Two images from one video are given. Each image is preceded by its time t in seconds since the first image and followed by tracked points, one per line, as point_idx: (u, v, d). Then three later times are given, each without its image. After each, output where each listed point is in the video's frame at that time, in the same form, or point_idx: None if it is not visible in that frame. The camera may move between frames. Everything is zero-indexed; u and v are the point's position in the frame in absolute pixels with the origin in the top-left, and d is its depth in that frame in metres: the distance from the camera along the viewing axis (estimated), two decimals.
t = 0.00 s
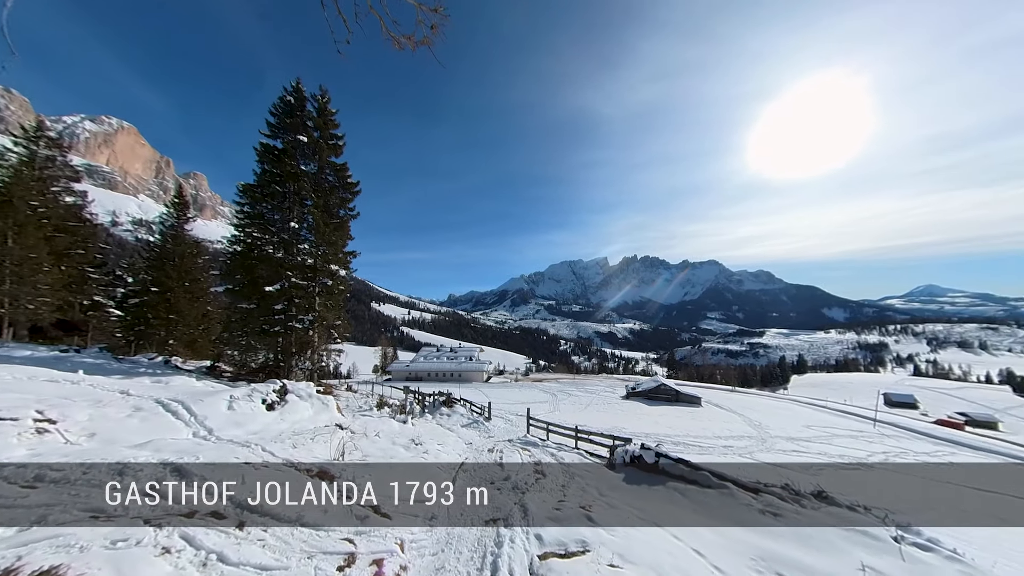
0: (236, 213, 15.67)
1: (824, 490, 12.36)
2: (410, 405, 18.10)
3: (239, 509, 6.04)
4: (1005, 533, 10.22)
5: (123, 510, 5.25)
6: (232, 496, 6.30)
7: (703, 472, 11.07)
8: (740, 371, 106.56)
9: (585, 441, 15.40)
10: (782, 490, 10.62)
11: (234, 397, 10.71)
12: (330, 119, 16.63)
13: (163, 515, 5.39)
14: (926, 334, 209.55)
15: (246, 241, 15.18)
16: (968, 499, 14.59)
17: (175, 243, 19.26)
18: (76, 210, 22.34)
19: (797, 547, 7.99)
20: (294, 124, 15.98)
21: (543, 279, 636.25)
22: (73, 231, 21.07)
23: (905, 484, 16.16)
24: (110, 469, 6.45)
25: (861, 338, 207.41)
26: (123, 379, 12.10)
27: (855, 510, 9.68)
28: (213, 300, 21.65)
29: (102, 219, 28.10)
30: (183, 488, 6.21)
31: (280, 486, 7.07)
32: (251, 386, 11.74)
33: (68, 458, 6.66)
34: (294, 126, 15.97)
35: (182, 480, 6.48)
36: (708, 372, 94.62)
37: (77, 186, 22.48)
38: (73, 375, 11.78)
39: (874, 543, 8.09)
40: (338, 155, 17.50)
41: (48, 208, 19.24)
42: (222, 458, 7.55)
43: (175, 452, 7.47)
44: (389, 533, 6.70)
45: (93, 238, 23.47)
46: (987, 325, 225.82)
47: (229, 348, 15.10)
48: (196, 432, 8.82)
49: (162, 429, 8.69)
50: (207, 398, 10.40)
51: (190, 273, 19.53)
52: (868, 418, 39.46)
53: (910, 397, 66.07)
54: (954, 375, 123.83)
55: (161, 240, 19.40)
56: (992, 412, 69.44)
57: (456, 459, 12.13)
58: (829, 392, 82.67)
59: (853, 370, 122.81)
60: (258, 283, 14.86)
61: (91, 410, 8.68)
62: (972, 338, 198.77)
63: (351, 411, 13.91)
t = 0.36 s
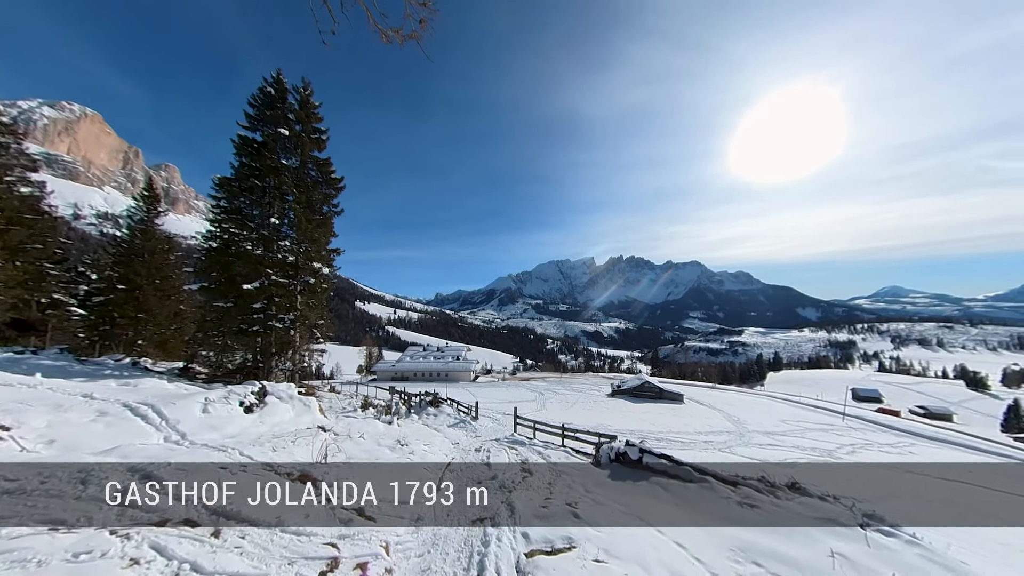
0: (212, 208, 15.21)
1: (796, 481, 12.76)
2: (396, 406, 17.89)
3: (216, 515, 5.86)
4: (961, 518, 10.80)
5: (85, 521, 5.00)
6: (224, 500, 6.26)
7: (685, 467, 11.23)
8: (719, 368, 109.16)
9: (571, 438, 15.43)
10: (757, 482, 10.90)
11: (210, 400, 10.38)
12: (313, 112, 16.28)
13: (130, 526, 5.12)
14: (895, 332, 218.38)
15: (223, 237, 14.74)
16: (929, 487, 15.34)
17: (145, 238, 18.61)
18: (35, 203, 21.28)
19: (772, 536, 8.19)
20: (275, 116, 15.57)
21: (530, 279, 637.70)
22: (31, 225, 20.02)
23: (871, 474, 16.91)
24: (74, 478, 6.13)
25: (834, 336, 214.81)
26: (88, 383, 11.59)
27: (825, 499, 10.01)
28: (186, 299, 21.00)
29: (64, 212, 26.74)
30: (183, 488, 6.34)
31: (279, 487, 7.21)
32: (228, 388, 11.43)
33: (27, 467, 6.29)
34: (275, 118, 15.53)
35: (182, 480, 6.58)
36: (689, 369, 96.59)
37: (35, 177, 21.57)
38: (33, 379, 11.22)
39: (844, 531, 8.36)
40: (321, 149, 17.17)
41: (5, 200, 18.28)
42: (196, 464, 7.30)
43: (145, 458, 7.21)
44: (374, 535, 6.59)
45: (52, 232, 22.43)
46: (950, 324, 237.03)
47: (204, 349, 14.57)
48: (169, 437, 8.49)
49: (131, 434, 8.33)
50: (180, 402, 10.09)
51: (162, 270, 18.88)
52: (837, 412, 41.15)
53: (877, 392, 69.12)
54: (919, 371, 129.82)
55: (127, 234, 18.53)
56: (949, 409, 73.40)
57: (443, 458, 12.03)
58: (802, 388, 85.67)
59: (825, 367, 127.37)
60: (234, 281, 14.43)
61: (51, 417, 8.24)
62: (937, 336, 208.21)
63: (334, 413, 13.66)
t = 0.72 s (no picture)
0: (185, 201, 14.65)
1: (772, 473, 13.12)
2: (381, 407, 17.66)
3: (188, 522, 5.65)
4: (924, 507, 11.35)
5: (43, 534, 4.75)
6: (209, 506, 6.17)
7: (668, 462, 11.39)
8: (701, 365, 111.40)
9: (557, 437, 15.47)
10: (735, 475, 11.14)
11: (182, 403, 10.02)
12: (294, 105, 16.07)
13: (94, 537, 4.88)
14: (866, 330, 226.81)
15: (197, 232, 14.20)
16: (894, 479, 16.07)
17: (109, 234, 17.61)
18: None
19: (750, 527, 8.39)
20: (254, 107, 15.32)
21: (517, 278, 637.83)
22: None
23: (841, 467, 17.60)
24: (32, 487, 5.78)
25: (808, 333, 221.91)
26: (49, 387, 11.00)
27: (797, 489, 10.35)
28: (157, 298, 20.12)
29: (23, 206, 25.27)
30: (183, 488, 6.50)
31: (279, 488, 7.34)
32: (203, 390, 11.09)
33: None
34: (254, 110, 15.24)
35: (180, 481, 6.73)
36: (672, 367, 98.24)
37: None
38: None
39: (815, 521, 8.67)
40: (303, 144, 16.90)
41: None
42: (167, 471, 7.01)
43: (110, 466, 6.88)
44: (358, 538, 6.45)
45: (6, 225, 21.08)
46: (916, 322, 247.93)
47: (176, 350, 13.82)
48: (137, 442, 8.14)
49: (95, 440, 7.94)
50: (149, 405, 9.71)
51: (130, 266, 18.11)
52: (809, 406, 42.71)
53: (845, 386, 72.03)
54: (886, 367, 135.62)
55: (93, 228, 17.75)
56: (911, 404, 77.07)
57: (429, 459, 11.90)
58: (777, 383, 88.43)
59: (799, 363, 131.75)
60: (209, 279, 13.90)
61: (9, 424, 7.79)
62: (902, 335, 217.89)
63: (317, 414, 13.39)
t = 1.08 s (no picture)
0: (154, 194, 14.03)
1: (749, 467, 13.45)
2: (365, 407, 17.43)
3: (156, 532, 5.42)
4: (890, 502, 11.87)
5: None
6: (187, 513, 5.99)
7: (651, 458, 11.54)
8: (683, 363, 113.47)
9: (545, 435, 15.51)
10: (714, 469, 11.38)
11: (152, 407, 9.63)
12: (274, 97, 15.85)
13: (52, 550, 4.65)
14: (837, 328, 235.85)
15: (167, 226, 13.62)
16: (864, 476, 16.70)
17: (71, 228, 17.01)
18: None
19: (727, 520, 8.63)
20: (229, 97, 14.91)
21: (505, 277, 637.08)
22: None
23: (815, 465, 18.19)
24: None
25: (783, 332, 228.32)
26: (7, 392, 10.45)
27: (772, 481, 10.68)
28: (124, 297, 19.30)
29: None
30: (183, 488, 6.60)
31: (279, 488, 7.46)
32: (175, 392, 10.68)
33: None
34: (231, 100, 14.87)
35: (181, 481, 6.86)
36: (655, 365, 99.57)
37: None
38: None
39: (788, 511, 8.98)
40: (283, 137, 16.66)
41: None
42: (133, 478, 6.69)
43: (71, 474, 6.52)
44: (340, 542, 6.31)
45: None
46: (886, 321, 258.18)
47: (145, 351, 13.24)
48: (99, 448, 7.75)
49: (51, 447, 7.50)
50: (115, 410, 9.23)
51: (93, 261, 17.47)
52: (783, 401, 44.14)
53: (817, 381, 74.89)
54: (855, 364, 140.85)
55: (50, 221, 16.90)
56: (877, 399, 80.47)
57: (414, 459, 11.78)
58: (755, 380, 90.88)
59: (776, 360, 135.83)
60: (181, 276, 13.28)
61: None
62: (870, 332, 227.18)
63: (297, 417, 13.11)
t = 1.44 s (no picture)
0: (120, 185, 13.27)
1: (728, 461, 13.72)
2: (349, 408, 17.12)
3: (122, 543, 5.20)
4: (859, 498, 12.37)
5: None
6: (161, 521, 5.78)
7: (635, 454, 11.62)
8: (665, 360, 115.41)
9: (531, 434, 15.52)
10: (695, 463, 11.52)
11: (117, 411, 9.17)
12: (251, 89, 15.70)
13: (2, 567, 4.40)
14: (812, 326, 243.36)
15: (135, 221, 12.76)
16: (836, 471, 17.32)
17: (26, 220, 15.07)
18: None
19: (707, 513, 8.80)
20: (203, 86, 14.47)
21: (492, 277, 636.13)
22: None
23: (791, 461, 18.74)
24: None
25: (758, 330, 234.46)
26: None
27: (749, 474, 10.92)
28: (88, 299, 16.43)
29: None
30: (182, 489, 6.69)
31: (280, 488, 7.77)
32: (143, 395, 10.19)
33: None
34: (205, 90, 14.46)
35: (179, 481, 6.98)
36: (639, 364, 100.78)
37: None
38: None
39: (761, 500, 9.29)
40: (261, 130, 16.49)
41: None
42: (97, 487, 6.36)
43: (25, 486, 6.12)
44: (320, 547, 6.13)
45: None
46: (858, 319, 267.50)
47: (111, 352, 12.40)
48: (59, 457, 7.35)
49: (6, 455, 7.07)
50: (76, 416, 8.70)
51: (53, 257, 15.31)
52: (759, 396, 45.38)
53: (791, 377, 77.39)
54: (826, 360, 145.75)
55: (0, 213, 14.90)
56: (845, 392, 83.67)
57: (399, 461, 11.64)
58: (733, 377, 93.18)
59: (754, 357, 139.56)
60: (151, 273, 12.47)
61: None
62: (843, 330, 235.42)
63: (276, 419, 12.81)
